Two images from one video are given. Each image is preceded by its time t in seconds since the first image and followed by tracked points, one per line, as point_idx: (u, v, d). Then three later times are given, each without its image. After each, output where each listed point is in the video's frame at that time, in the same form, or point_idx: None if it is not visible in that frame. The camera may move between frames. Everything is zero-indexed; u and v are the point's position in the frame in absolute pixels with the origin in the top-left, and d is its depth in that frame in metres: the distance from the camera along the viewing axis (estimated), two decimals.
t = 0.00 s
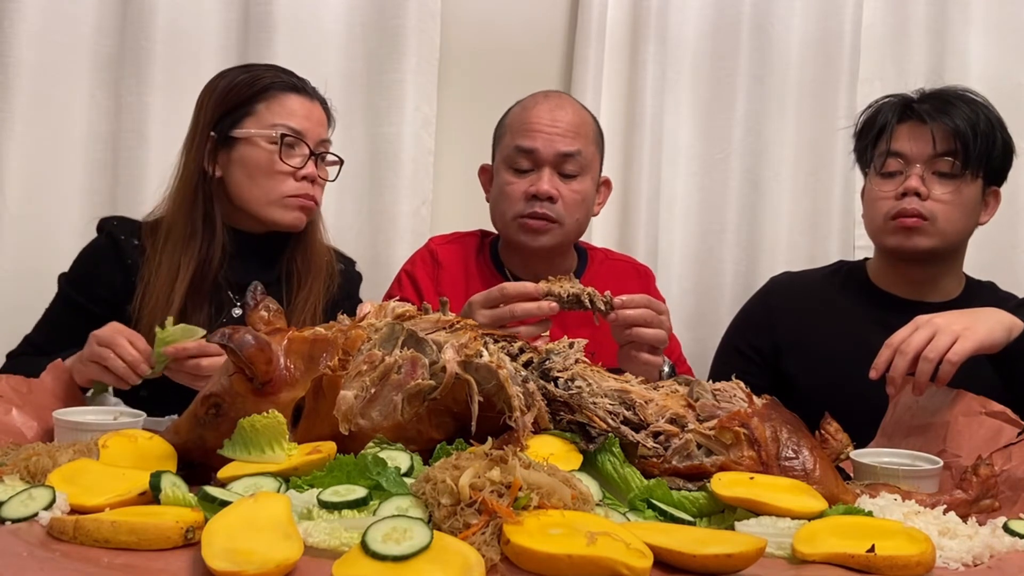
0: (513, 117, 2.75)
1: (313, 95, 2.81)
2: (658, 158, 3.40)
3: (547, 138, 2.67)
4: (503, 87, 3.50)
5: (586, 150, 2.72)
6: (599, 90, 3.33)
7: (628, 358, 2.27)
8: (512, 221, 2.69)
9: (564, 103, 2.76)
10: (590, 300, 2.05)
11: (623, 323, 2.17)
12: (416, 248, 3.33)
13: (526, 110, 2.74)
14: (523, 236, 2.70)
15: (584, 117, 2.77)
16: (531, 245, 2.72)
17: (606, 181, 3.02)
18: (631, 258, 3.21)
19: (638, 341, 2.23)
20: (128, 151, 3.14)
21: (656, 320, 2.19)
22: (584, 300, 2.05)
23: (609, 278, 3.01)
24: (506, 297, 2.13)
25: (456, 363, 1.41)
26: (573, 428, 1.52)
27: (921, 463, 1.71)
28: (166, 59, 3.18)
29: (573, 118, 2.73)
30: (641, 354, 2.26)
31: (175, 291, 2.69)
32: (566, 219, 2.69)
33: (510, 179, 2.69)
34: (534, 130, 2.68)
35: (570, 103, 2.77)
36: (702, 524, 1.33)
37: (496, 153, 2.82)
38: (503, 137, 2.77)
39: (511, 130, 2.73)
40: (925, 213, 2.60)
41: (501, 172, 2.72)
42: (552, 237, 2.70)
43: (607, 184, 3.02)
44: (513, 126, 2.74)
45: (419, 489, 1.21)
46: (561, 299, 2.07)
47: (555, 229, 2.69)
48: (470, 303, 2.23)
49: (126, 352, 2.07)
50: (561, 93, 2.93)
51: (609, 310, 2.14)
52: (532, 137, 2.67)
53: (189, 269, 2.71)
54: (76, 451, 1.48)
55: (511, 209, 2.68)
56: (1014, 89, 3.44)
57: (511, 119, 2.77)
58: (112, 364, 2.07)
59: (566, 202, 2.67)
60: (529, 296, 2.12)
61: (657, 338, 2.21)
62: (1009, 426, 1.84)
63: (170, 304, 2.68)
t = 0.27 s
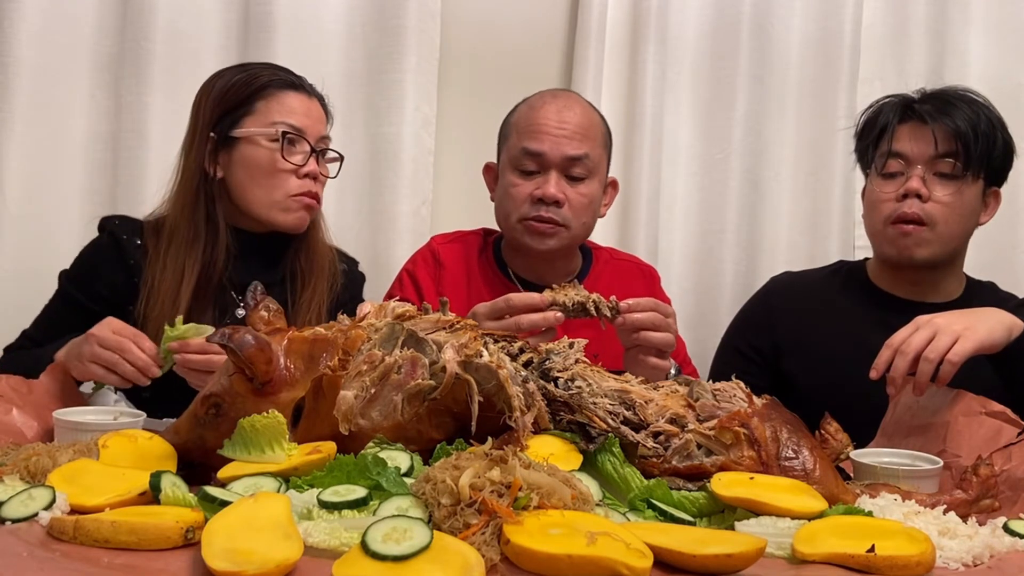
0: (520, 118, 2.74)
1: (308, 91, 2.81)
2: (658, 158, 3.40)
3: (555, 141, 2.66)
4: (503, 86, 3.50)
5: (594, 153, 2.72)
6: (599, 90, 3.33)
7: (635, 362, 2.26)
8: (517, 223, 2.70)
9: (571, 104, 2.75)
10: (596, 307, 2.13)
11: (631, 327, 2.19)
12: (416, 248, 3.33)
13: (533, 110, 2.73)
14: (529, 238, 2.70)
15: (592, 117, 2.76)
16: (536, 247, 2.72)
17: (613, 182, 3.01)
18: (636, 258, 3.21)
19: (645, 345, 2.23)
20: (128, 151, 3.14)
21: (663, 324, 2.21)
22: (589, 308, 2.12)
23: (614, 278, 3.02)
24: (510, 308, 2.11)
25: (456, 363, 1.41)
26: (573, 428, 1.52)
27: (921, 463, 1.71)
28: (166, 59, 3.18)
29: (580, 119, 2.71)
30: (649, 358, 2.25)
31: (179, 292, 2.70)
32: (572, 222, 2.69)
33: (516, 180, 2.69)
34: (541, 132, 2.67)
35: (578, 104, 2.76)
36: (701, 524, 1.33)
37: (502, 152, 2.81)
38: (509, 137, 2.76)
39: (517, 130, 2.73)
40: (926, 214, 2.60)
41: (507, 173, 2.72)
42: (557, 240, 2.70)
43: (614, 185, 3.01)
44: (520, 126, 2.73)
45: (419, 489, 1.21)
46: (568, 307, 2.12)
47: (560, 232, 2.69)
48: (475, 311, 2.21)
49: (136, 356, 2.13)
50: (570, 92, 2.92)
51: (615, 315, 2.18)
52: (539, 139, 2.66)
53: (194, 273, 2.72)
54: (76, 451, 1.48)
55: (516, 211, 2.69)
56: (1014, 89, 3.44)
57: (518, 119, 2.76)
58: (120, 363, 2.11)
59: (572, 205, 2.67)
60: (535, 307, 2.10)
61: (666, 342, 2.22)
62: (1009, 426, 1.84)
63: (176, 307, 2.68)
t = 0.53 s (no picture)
0: (520, 121, 2.73)
1: (304, 89, 2.81)
2: (658, 158, 3.41)
3: (555, 146, 2.65)
4: (503, 86, 3.50)
5: (594, 157, 2.71)
6: (599, 90, 3.33)
7: (632, 366, 2.27)
8: (516, 226, 2.71)
9: (571, 106, 2.73)
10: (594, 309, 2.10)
11: (631, 332, 2.19)
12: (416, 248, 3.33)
13: (534, 113, 2.71)
14: (530, 241, 2.71)
15: (593, 120, 2.75)
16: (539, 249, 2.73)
17: (612, 183, 3.02)
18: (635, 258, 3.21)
19: (644, 351, 2.24)
20: (128, 152, 3.14)
21: (662, 329, 2.21)
22: (587, 311, 2.09)
23: (613, 279, 3.02)
24: (509, 309, 2.12)
25: (456, 363, 1.41)
26: (573, 428, 1.52)
27: (921, 463, 1.71)
28: (167, 59, 3.18)
29: (580, 123, 2.70)
30: (647, 364, 2.27)
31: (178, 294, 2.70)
32: (572, 226, 2.70)
33: (516, 184, 2.70)
34: (542, 137, 2.66)
35: (579, 106, 2.75)
36: (702, 524, 1.33)
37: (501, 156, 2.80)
38: (508, 140, 2.75)
39: (518, 134, 2.71)
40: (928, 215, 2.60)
41: (507, 176, 2.72)
42: (558, 243, 2.72)
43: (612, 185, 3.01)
44: (520, 130, 2.72)
45: (419, 489, 1.21)
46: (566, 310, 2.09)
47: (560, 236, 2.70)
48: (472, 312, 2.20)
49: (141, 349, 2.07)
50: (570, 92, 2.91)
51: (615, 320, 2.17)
52: (540, 145, 2.65)
53: (194, 276, 2.72)
54: (76, 451, 1.48)
55: (515, 214, 2.70)
56: (1014, 89, 3.44)
57: (518, 122, 2.74)
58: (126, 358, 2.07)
59: (572, 210, 2.67)
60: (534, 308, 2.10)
61: (664, 348, 2.23)
62: (1009, 426, 1.84)
63: (176, 309, 2.69)
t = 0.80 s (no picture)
0: (517, 129, 2.71)
1: (301, 91, 2.80)
2: (658, 158, 3.41)
3: (555, 157, 2.65)
4: (503, 86, 3.50)
5: (592, 167, 2.71)
6: (599, 90, 3.33)
7: (622, 364, 2.25)
8: (519, 235, 2.70)
9: (568, 114, 2.72)
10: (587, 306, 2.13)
11: (620, 329, 2.20)
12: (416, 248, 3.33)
13: (531, 122, 2.69)
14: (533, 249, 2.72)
15: (589, 127, 2.74)
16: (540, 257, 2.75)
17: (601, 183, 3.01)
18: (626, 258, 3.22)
19: (634, 347, 2.22)
20: (128, 152, 3.14)
21: (653, 327, 2.20)
22: (581, 310, 2.12)
23: (604, 280, 3.01)
24: (503, 308, 2.13)
25: (456, 363, 1.41)
26: (573, 428, 1.52)
27: (921, 463, 1.71)
28: (167, 59, 3.18)
29: (577, 132, 2.69)
30: (637, 360, 2.24)
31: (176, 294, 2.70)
32: (573, 233, 2.71)
33: (516, 194, 2.69)
34: (540, 148, 2.66)
35: (575, 114, 2.74)
36: (702, 524, 1.33)
37: (496, 164, 2.80)
38: (505, 148, 2.74)
39: (516, 143, 2.69)
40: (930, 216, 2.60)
41: (505, 185, 2.71)
42: (560, 249, 2.73)
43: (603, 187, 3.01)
44: (517, 139, 2.70)
45: (419, 489, 1.21)
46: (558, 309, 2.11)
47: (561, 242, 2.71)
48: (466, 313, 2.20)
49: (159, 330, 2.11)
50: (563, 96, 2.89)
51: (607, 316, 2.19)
52: (539, 155, 2.65)
53: (191, 275, 2.72)
54: (76, 451, 1.48)
55: (517, 223, 2.70)
56: (1014, 89, 3.44)
57: (514, 129, 2.72)
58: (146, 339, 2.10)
59: (573, 218, 2.68)
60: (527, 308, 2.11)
61: (654, 345, 2.21)
62: (1009, 426, 1.84)
63: (174, 309, 2.69)
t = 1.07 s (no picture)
0: (511, 133, 2.70)
1: (298, 91, 2.81)
2: (658, 157, 3.41)
3: (547, 160, 2.65)
4: (503, 86, 3.50)
5: (584, 170, 2.71)
6: (599, 90, 3.33)
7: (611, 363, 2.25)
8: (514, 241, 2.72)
9: (560, 118, 2.71)
10: (580, 301, 2.12)
11: (607, 328, 2.20)
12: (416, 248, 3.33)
13: (524, 126, 2.69)
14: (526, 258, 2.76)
15: (581, 131, 2.73)
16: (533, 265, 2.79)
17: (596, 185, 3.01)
18: (621, 259, 3.22)
19: (622, 347, 2.22)
20: (128, 152, 3.14)
21: (640, 326, 2.20)
22: (575, 303, 2.11)
23: (599, 282, 3.01)
24: (499, 306, 2.15)
25: (456, 363, 1.41)
26: (573, 428, 1.52)
27: (921, 463, 1.71)
28: (167, 59, 3.18)
29: (569, 135, 2.69)
30: (626, 360, 2.24)
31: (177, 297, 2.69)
32: (566, 236, 2.73)
33: (511, 198, 2.68)
34: (533, 152, 2.65)
35: (567, 117, 2.74)
36: (702, 524, 1.33)
37: (490, 168, 2.79)
38: (498, 155, 2.74)
39: (510, 149, 2.69)
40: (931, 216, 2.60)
41: (500, 189, 2.71)
42: (552, 255, 2.75)
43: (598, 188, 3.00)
44: (511, 144, 2.70)
45: (419, 489, 1.21)
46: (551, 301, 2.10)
47: (554, 249, 2.73)
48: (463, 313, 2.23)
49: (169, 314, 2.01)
50: (553, 100, 2.87)
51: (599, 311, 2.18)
52: (533, 159, 2.65)
53: (188, 275, 2.72)
54: (75, 451, 1.48)
55: (512, 228, 2.71)
56: (1015, 89, 3.44)
57: (508, 134, 2.72)
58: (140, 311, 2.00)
59: (568, 220, 2.70)
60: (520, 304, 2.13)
61: (641, 345, 2.20)
62: (1009, 426, 1.84)
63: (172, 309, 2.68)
